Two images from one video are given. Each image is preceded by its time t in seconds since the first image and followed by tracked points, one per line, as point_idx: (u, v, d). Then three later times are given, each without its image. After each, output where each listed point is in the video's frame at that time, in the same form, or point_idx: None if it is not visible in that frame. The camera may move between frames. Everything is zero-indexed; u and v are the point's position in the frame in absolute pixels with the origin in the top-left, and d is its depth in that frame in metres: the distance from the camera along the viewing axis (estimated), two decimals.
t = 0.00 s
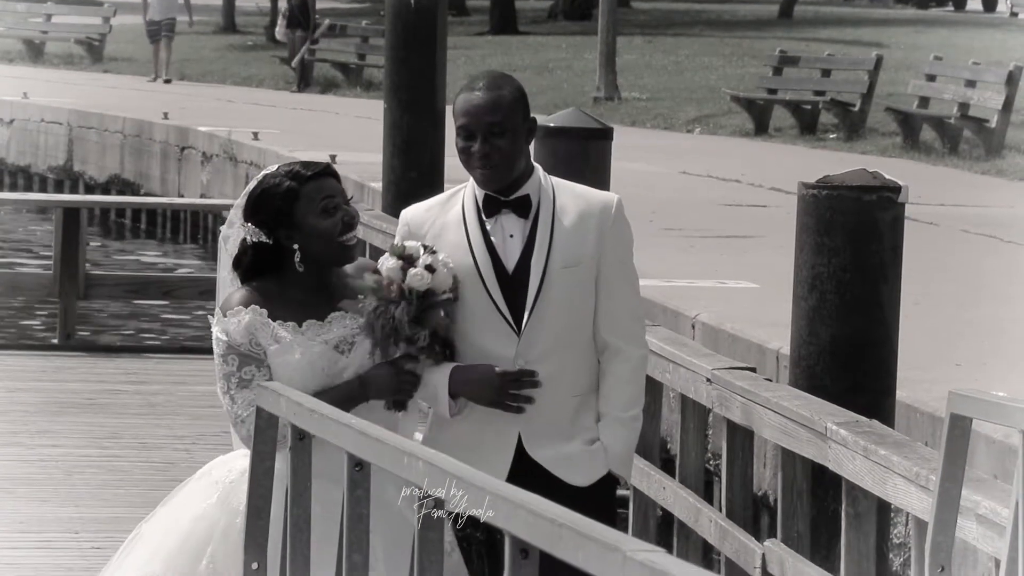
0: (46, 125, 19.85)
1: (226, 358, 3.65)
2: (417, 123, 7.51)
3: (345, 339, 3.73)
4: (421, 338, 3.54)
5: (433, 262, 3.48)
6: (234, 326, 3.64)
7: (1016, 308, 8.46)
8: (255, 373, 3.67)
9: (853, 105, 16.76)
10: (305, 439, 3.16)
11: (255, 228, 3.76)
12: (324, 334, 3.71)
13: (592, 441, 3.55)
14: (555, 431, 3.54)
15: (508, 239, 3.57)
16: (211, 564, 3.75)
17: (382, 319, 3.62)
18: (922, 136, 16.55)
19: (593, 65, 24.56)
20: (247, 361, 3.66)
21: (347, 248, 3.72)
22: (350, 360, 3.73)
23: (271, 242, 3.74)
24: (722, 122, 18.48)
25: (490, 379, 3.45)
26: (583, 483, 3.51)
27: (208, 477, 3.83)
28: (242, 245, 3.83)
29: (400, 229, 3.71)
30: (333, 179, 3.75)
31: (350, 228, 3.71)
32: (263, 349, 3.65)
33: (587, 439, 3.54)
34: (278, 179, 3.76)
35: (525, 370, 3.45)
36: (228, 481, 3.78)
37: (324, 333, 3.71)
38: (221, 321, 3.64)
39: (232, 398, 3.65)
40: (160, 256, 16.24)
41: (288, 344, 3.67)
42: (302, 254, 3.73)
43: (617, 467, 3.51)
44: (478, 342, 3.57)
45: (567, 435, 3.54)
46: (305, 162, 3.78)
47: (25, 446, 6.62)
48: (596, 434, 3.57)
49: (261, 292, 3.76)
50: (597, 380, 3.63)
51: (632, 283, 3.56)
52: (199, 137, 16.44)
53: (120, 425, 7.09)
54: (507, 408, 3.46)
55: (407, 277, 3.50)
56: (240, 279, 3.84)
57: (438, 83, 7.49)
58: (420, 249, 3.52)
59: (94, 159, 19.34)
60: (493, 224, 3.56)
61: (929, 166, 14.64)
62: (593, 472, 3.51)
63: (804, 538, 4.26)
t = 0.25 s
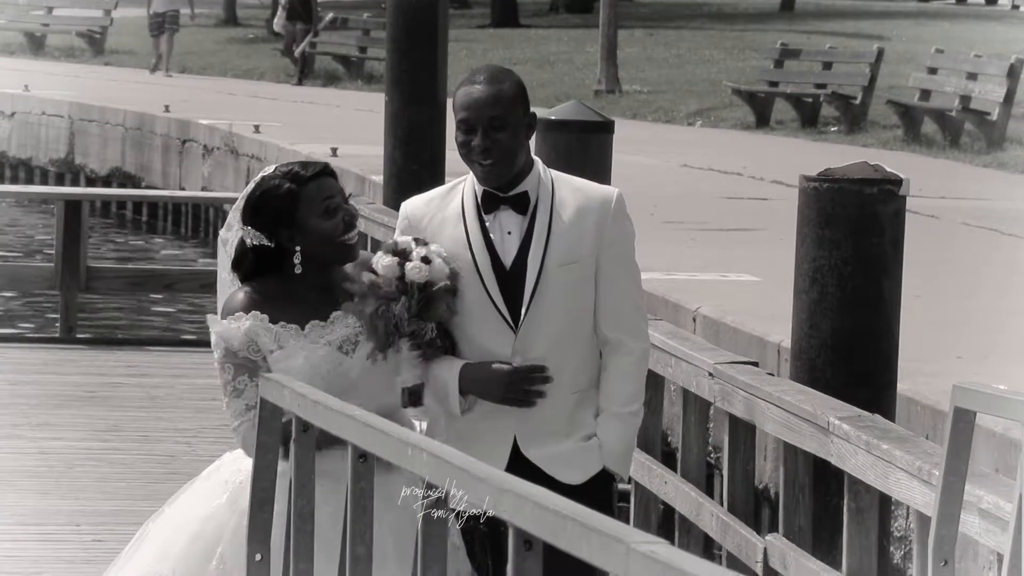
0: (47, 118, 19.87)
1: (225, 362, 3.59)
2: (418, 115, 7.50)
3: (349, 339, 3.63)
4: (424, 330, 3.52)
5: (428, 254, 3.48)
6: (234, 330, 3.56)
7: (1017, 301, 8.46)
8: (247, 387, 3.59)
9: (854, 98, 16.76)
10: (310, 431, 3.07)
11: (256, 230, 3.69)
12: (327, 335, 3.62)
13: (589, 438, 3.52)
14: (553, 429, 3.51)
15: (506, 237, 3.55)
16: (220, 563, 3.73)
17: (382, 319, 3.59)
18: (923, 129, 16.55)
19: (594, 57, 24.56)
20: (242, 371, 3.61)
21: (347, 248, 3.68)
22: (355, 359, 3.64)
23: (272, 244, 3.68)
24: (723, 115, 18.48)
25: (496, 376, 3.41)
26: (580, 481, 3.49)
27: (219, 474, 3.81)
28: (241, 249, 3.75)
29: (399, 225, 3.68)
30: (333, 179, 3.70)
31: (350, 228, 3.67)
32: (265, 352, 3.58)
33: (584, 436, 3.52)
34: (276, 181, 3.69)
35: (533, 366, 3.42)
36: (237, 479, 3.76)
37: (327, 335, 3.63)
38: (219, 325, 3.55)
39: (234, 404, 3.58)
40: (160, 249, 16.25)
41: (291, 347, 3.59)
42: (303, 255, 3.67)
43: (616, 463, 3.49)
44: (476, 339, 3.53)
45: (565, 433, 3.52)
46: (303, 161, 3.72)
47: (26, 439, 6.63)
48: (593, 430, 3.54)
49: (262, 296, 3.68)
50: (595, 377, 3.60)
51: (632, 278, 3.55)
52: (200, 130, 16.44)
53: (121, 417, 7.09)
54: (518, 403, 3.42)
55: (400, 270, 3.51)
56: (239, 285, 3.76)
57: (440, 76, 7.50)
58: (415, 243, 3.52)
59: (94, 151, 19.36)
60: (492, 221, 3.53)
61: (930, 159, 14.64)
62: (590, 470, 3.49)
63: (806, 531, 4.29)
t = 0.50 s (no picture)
0: (47, 112, 19.87)
1: (222, 363, 3.65)
2: (418, 109, 7.50)
3: (346, 337, 3.71)
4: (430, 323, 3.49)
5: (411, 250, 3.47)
6: (232, 330, 3.61)
7: (1016, 294, 8.46)
8: (243, 387, 3.65)
9: (854, 92, 16.75)
10: (312, 423, 3.03)
11: (255, 231, 3.71)
12: (324, 334, 3.69)
13: (588, 440, 3.46)
14: (553, 430, 3.46)
15: (510, 237, 3.47)
16: (222, 559, 3.73)
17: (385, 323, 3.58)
18: (923, 122, 16.54)
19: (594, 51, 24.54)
20: (237, 372, 3.65)
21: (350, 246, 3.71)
22: (352, 357, 3.72)
23: (273, 244, 3.69)
24: (722, 109, 18.47)
25: (499, 378, 3.39)
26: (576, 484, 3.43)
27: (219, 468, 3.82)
28: (241, 247, 3.78)
29: (405, 218, 3.62)
30: (333, 177, 3.72)
31: (352, 225, 3.69)
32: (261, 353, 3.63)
33: (584, 437, 3.46)
34: (276, 181, 3.71)
35: (536, 368, 3.39)
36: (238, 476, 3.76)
37: (324, 334, 3.69)
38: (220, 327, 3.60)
39: (230, 408, 3.64)
40: (160, 242, 16.25)
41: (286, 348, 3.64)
42: (304, 256, 3.70)
43: (613, 468, 3.41)
44: (477, 338, 3.49)
45: (564, 434, 3.47)
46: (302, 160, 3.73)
47: (26, 432, 6.63)
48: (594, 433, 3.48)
49: (263, 297, 3.73)
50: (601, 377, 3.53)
51: (638, 278, 3.46)
52: (200, 124, 16.43)
53: (120, 411, 7.10)
54: (521, 403, 3.39)
55: (388, 272, 3.53)
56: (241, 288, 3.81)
57: (439, 71, 7.50)
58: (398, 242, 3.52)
59: (94, 145, 19.35)
60: (497, 219, 3.46)
61: (930, 153, 14.64)
62: (587, 474, 3.42)
63: (806, 527, 4.29)
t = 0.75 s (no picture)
0: (48, 104, 19.87)
1: (225, 361, 3.63)
2: (419, 101, 7.50)
3: (345, 335, 3.70)
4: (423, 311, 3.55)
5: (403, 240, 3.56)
6: (235, 332, 3.60)
7: (1017, 286, 8.46)
8: (245, 385, 3.64)
9: (855, 83, 16.73)
10: (316, 414, 2.99)
11: (257, 228, 3.69)
12: (323, 331, 3.68)
13: (589, 442, 3.44)
14: (555, 427, 3.45)
15: (520, 233, 3.47)
16: (223, 544, 3.72)
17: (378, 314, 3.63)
18: (924, 114, 16.53)
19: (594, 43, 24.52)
20: (240, 370, 3.64)
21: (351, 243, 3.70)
22: (350, 356, 3.72)
23: (276, 241, 3.66)
24: (723, 101, 18.47)
25: (500, 372, 3.40)
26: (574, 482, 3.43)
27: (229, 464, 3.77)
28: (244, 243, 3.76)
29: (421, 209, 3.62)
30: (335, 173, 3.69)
31: (354, 222, 3.68)
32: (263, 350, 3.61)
33: (583, 438, 3.43)
34: (277, 178, 3.68)
35: (538, 363, 3.39)
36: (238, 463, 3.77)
37: (323, 332, 3.68)
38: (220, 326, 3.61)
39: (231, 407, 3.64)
40: (161, 234, 16.26)
41: (288, 344, 3.63)
42: (307, 253, 3.68)
43: (611, 472, 3.38)
44: (484, 333, 3.49)
45: (564, 432, 3.45)
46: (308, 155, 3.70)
47: (28, 423, 6.64)
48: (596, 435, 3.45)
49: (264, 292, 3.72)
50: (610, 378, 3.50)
51: (649, 282, 3.42)
52: (201, 115, 16.42)
53: (122, 402, 7.11)
54: (521, 398, 3.40)
55: (381, 267, 3.61)
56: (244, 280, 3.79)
57: (439, 62, 7.51)
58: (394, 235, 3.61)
59: (95, 136, 19.35)
60: (509, 215, 3.46)
61: (931, 145, 14.63)
62: (584, 474, 3.41)
63: (809, 520, 4.30)
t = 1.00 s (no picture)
0: (48, 97, 19.88)
1: (222, 348, 3.47)
2: (419, 95, 7.50)
3: (345, 330, 3.56)
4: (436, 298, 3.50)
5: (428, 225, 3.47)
6: (230, 318, 3.45)
7: (1018, 280, 8.46)
8: (236, 374, 3.47)
9: (855, 77, 16.73)
10: (318, 408, 2.93)
11: (256, 219, 3.57)
12: (324, 326, 3.54)
13: (592, 436, 3.40)
14: (558, 419, 3.41)
15: (531, 226, 3.43)
16: (223, 534, 3.63)
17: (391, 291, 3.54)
18: (924, 108, 16.53)
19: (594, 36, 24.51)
20: (233, 360, 3.46)
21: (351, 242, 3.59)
22: (349, 352, 3.57)
23: (275, 234, 3.55)
24: (723, 94, 18.48)
25: (501, 361, 3.37)
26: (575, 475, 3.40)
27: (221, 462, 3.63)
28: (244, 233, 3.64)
29: (438, 199, 3.61)
30: (337, 168, 3.57)
31: (353, 220, 3.58)
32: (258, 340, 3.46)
33: (586, 432, 3.40)
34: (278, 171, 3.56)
35: (539, 354, 3.37)
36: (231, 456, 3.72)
37: (324, 326, 3.55)
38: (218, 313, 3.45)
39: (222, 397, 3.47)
40: (160, 227, 16.27)
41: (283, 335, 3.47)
42: (306, 248, 3.56)
43: (613, 468, 3.35)
44: (491, 324, 3.46)
45: (568, 425, 3.42)
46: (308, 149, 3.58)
47: (28, 416, 6.65)
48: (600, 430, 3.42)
49: (262, 284, 3.56)
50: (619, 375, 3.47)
51: (662, 281, 3.38)
52: (201, 109, 16.42)
53: (123, 395, 7.11)
54: (520, 389, 3.37)
55: (403, 244, 3.54)
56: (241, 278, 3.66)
57: (439, 55, 7.51)
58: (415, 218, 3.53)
59: (95, 130, 19.37)
60: (521, 207, 3.43)
61: (931, 138, 14.64)
62: (585, 468, 3.38)
63: (809, 516, 4.31)
